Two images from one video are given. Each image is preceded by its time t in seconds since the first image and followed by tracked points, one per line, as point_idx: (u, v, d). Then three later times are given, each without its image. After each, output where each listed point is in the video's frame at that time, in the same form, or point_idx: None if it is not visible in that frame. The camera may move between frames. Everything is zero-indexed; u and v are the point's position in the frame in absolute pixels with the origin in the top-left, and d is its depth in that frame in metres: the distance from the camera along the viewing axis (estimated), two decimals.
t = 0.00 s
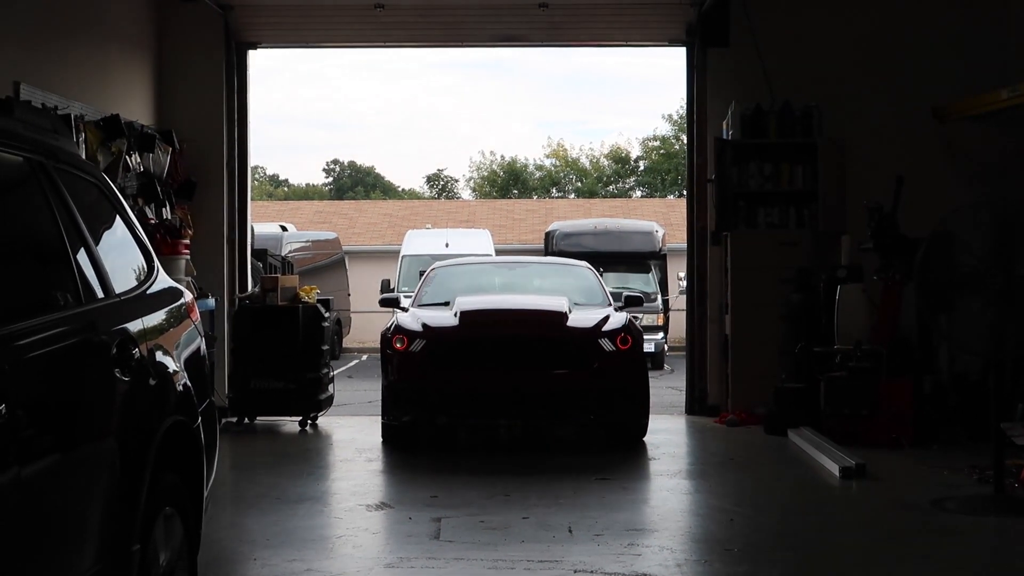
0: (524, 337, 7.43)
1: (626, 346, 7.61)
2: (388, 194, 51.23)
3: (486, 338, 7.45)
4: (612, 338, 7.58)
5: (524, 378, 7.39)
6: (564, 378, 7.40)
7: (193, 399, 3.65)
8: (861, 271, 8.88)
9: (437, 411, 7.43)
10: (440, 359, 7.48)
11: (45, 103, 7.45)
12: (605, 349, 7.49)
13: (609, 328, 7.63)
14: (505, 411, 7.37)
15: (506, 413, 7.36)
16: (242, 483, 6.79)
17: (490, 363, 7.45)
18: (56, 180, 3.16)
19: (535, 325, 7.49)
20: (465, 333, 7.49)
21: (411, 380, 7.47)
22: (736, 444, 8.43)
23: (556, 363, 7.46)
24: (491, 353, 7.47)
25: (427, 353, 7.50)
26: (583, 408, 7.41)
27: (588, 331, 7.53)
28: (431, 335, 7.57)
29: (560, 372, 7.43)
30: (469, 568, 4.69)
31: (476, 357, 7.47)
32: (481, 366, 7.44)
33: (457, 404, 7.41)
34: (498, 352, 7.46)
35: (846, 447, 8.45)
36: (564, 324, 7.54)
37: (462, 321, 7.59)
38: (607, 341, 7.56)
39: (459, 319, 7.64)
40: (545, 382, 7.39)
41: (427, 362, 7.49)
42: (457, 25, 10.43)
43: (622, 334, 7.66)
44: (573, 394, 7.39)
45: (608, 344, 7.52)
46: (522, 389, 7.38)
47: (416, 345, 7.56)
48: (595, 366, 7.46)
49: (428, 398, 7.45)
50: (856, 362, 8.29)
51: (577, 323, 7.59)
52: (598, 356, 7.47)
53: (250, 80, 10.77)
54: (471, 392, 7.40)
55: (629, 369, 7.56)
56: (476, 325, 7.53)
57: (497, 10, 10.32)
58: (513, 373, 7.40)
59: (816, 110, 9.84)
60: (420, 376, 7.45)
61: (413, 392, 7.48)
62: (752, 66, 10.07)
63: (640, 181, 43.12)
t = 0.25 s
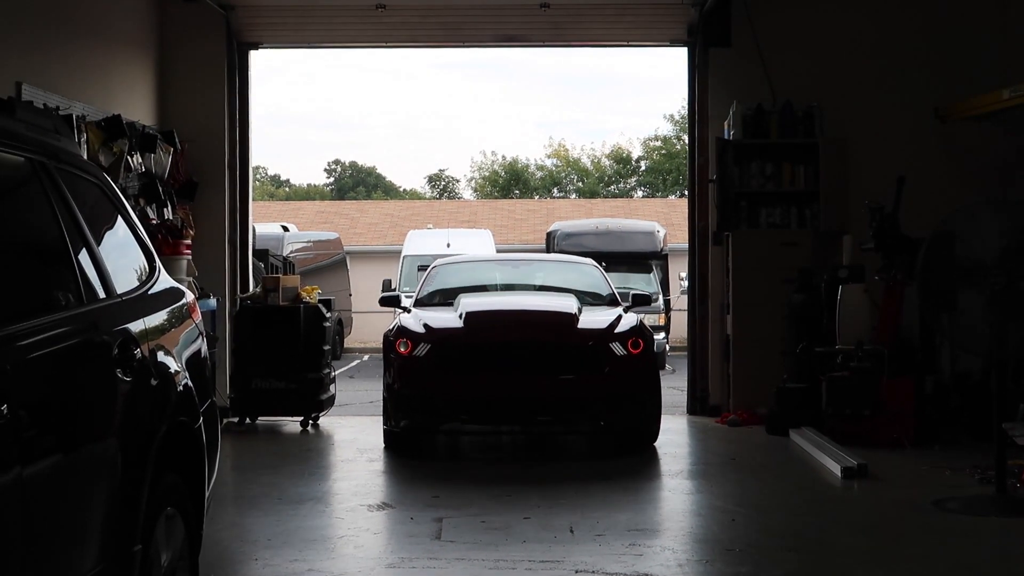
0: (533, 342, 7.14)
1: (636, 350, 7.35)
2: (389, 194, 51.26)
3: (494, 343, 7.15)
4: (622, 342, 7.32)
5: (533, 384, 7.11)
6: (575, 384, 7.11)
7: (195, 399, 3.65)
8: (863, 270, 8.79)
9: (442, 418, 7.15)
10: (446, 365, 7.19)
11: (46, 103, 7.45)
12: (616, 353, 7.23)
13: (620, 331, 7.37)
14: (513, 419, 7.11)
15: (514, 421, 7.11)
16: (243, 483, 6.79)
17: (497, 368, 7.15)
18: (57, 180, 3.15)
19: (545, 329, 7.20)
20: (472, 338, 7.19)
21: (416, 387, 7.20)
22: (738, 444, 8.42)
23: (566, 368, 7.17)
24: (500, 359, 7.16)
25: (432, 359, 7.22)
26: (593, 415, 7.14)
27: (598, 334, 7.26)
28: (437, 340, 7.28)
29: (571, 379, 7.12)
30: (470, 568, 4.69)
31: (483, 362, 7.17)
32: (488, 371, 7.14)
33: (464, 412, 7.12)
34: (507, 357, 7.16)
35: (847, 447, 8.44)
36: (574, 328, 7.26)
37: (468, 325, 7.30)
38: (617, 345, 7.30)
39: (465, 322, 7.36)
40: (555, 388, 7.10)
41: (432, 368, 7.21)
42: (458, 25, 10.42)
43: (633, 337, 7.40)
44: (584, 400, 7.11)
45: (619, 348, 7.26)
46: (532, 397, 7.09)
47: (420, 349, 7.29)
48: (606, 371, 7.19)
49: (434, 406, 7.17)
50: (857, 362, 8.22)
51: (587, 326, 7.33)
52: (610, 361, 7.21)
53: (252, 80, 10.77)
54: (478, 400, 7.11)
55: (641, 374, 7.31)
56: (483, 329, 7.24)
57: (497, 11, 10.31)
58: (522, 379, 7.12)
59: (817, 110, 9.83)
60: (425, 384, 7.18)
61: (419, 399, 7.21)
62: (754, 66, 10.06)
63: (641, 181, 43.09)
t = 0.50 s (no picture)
0: (544, 346, 6.84)
1: (648, 353, 7.06)
2: (389, 194, 51.24)
3: (504, 346, 6.86)
4: (633, 346, 7.03)
5: (544, 389, 6.81)
6: (586, 389, 6.83)
7: (195, 398, 3.64)
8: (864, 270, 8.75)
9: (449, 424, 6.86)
10: (454, 369, 6.89)
11: (46, 103, 7.45)
12: (628, 357, 6.94)
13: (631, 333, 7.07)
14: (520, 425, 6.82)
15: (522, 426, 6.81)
16: (244, 483, 6.79)
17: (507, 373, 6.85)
18: (58, 180, 3.16)
19: (556, 333, 6.90)
20: (481, 341, 6.90)
21: (422, 392, 6.89)
22: (739, 444, 8.41)
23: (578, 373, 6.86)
24: (509, 364, 6.87)
25: (439, 363, 6.91)
26: (604, 420, 6.87)
27: (611, 337, 6.97)
28: (443, 344, 6.98)
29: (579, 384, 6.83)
30: (471, 568, 4.69)
31: (492, 366, 6.86)
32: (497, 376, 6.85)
33: (471, 418, 6.84)
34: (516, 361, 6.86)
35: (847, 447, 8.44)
36: (586, 331, 6.97)
37: (476, 327, 7.01)
38: (629, 349, 7.01)
39: (473, 325, 7.06)
40: (566, 394, 6.82)
41: (440, 372, 6.90)
42: (458, 25, 10.41)
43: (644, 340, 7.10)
44: (597, 406, 6.83)
45: (630, 352, 6.97)
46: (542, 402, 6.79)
47: (425, 353, 6.99)
48: (618, 377, 6.90)
49: (441, 412, 6.87)
50: (857, 362, 8.22)
51: (598, 328, 7.05)
52: (622, 365, 6.92)
53: (252, 80, 10.77)
54: (486, 405, 6.83)
55: (655, 378, 7.03)
56: (491, 333, 6.94)
57: (497, 11, 10.30)
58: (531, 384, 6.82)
59: (817, 110, 9.83)
60: (431, 388, 6.87)
61: (425, 405, 6.90)
62: (754, 65, 10.06)
63: (642, 181, 43.04)
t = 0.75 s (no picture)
0: (556, 348, 6.69)
1: (662, 355, 6.90)
2: (390, 193, 51.21)
3: (514, 348, 6.69)
4: (646, 347, 6.87)
5: (555, 391, 6.65)
6: (599, 392, 6.67)
7: (195, 397, 3.64)
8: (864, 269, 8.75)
9: (456, 427, 6.70)
10: (463, 371, 6.72)
11: (46, 102, 7.44)
12: (642, 359, 6.79)
13: (644, 335, 6.91)
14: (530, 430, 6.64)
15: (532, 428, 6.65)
16: (244, 482, 6.79)
17: (517, 374, 6.68)
18: (57, 179, 3.16)
19: (569, 334, 6.75)
20: (491, 343, 6.73)
21: (431, 394, 6.73)
22: (739, 443, 8.41)
23: (590, 374, 6.70)
24: (519, 366, 6.70)
25: (449, 365, 6.74)
26: (616, 422, 6.72)
27: (624, 338, 6.83)
28: (452, 345, 6.82)
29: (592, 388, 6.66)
30: (471, 566, 4.69)
31: (503, 368, 6.70)
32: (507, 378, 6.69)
33: (480, 421, 6.67)
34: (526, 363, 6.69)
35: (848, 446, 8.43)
36: (599, 332, 6.82)
37: (485, 328, 6.84)
38: (642, 350, 6.85)
39: (481, 326, 6.90)
40: (577, 397, 6.64)
41: (449, 374, 6.73)
42: (458, 23, 10.40)
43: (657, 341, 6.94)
44: (609, 409, 6.68)
45: (643, 353, 6.82)
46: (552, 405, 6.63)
47: (432, 355, 6.82)
48: (631, 380, 6.74)
49: (450, 415, 6.70)
50: (857, 360, 8.28)
51: (611, 329, 6.90)
52: (634, 367, 6.76)
53: (252, 79, 10.77)
54: (496, 408, 6.64)
55: (669, 382, 6.88)
56: (501, 334, 6.78)
57: (498, 10, 10.29)
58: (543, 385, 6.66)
59: (817, 108, 9.83)
60: (440, 390, 6.71)
61: (433, 408, 6.73)
62: (754, 64, 10.05)
63: (642, 179, 42.99)
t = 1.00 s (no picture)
0: (561, 343, 6.36)
1: (669, 351, 6.59)
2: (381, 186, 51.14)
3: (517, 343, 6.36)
4: (653, 343, 6.56)
5: (561, 390, 6.32)
6: (606, 389, 6.36)
7: (185, 390, 3.62)
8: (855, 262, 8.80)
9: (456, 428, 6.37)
10: (464, 369, 6.38)
11: (36, 94, 7.41)
12: (649, 355, 6.47)
13: (651, 329, 6.60)
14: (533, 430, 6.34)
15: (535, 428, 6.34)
16: (235, 475, 6.78)
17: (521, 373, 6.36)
18: (48, 172, 3.14)
19: (574, 329, 6.42)
20: (493, 337, 6.40)
21: (430, 393, 6.38)
22: (730, 436, 8.42)
23: (597, 371, 6.39)
24: (522, 363, 6.36)
25: (449, 361, 6.40)
26: (623, 421, 6.41)
27: (630, 332, 6.49)
28: (451, 340, 6.48)
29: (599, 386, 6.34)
30: (461, 559, 4.70)
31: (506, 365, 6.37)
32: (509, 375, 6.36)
33: (482, 421, 6.34)
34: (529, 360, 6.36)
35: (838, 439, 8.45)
36: (606, 327, 6.48)
37: (487, 322, 6.51)
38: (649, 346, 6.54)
39: (481, 320, 6.56)
40: (583, 395, 6.33)
41: (450, 371, 6.38)
42: (450, 16, 10.37)
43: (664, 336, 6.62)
44: (616, 408, 6.38)
45: (651, 349, 6.50)
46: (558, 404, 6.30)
47: (432, 351, 6.48)
48: (639, 376, 6.43)
49: (451, 415, 6.36)
50: (848, 354, 8.38)
51: (617, 322, 6.58)
52: (641, 364, 6.45)
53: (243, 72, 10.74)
54: (498, 406, 6.32)
55: (678, 377, 6.57)
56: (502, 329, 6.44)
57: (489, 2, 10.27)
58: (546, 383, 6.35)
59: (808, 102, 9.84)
60: (441, 389, 6.36)
61: (433, 407, 6.39)
62: (746, 58, 10.05)
63: (633, 172, 42.98)
